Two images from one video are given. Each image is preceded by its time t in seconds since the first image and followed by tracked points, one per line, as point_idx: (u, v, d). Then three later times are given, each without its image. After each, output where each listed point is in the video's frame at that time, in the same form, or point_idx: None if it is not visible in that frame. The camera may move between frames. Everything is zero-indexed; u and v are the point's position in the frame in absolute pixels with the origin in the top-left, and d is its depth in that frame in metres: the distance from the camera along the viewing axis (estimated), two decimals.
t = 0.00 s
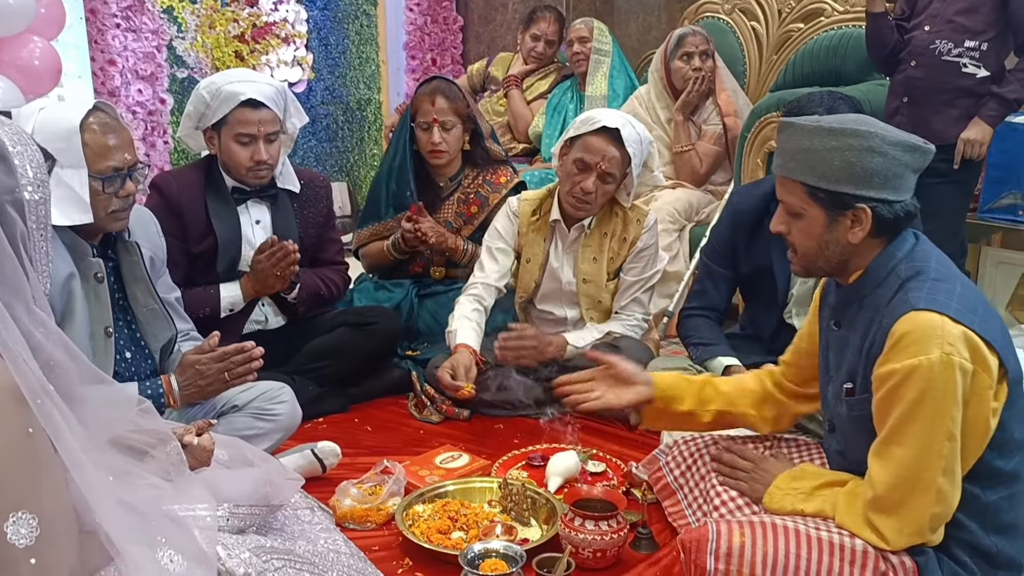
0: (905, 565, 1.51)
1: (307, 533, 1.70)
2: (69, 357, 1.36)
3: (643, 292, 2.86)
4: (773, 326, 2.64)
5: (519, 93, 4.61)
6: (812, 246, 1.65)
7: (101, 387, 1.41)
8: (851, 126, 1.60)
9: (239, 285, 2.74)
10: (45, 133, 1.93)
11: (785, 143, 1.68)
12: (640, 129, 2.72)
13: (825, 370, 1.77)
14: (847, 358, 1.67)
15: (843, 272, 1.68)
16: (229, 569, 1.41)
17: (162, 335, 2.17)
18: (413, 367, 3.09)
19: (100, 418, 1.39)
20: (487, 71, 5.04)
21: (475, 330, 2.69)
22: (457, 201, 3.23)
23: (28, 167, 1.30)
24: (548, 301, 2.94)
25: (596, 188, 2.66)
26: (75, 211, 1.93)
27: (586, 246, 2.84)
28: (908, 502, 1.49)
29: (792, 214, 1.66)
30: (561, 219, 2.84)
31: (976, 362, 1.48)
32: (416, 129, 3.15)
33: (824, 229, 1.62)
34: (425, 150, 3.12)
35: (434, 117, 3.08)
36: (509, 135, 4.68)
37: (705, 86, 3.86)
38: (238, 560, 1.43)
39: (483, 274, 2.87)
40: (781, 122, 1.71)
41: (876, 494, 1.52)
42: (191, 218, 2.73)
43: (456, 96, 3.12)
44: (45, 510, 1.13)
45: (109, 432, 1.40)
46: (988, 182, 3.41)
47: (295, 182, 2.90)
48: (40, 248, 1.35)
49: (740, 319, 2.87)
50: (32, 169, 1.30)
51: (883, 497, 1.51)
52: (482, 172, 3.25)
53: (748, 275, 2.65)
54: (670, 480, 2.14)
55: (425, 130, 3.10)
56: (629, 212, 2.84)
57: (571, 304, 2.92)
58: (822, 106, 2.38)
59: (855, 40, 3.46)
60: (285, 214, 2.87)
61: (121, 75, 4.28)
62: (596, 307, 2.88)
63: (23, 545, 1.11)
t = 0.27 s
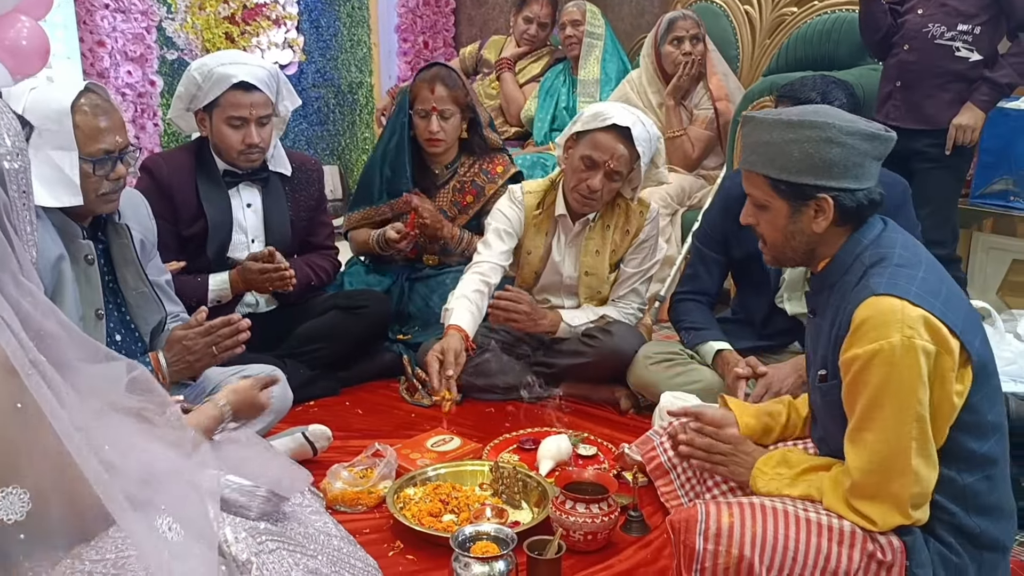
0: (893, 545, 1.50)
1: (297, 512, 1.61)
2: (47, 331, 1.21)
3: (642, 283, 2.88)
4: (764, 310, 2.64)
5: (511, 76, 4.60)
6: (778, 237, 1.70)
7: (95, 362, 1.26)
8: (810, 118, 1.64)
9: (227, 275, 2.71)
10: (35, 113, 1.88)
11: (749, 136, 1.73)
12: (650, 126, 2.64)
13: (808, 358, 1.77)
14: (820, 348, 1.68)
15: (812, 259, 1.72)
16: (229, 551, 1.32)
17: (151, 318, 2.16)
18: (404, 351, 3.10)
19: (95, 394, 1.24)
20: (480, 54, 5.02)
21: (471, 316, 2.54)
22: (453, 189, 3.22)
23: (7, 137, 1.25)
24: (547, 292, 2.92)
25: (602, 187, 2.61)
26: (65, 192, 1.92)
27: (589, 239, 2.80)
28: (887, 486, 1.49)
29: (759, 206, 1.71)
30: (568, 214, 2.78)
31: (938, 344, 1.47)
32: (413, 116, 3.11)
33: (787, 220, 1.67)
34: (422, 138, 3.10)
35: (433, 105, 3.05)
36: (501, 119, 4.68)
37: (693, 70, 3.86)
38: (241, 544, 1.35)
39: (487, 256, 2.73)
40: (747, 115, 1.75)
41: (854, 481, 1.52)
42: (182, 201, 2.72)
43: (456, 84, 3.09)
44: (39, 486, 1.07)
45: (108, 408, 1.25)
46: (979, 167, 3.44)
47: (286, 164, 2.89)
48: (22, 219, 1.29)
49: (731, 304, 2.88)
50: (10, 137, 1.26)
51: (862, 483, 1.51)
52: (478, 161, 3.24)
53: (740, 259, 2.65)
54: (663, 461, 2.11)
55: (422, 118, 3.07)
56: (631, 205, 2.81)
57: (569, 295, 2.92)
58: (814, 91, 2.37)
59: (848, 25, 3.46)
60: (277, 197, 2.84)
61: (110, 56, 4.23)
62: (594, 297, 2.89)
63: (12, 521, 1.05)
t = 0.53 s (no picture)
0: (884, 526, 1.52)
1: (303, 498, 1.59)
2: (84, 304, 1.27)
3: (641, 275, 2.91)
4: (759, 298, 2.64)
5: (508, 62, 4.59)
6: (754, 226, 1.70)
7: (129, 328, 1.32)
8: (777, 108, 1.65)
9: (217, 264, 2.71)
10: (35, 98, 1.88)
11: (719, 129, 1.74)
12: (654, 124, 2.60)
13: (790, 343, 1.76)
14: (800, 335, 1.68)
15: (789, 247, 1.71)
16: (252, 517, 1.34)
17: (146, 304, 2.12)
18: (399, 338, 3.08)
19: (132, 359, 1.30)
20: (476, 39, 4.99)
21: (472, 308, 2.44)
22: (457, 182, 3.18)
23: (22, 123, 1.24)
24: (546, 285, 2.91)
25: (605, 185, 2.59)
26: (60, 179, 1.89)
27: (589, 234, 2.79)
28: (874, 465, 1.49)
29: (732, 197, 1.72)
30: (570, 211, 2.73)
31: (913, 322, 1.47)
32: (419, 108, 3.06)
33: (762, 210, 1.67)
34: (427, 132, 3.04)
35: (440, 99, 2.99)
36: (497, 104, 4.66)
37: (687, 57, 3.85)
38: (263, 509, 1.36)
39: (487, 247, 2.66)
40: (716, 108, 1.76)
41: (841, 464, 1.53)
42: (174, 185, 2.71)
43: (465, 79, 3.02)
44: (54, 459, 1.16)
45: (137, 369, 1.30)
46: (974, 157, 3.45)
47: (280, 149, 2.86)
48: (38, 202, 1.29)
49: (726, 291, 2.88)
50: (27, 125, 1.25)
51: (848, 464, 1.52)
52: (482, 154, 3.21)
53: (735, 246, 2.64)
54: (656, 449, 2.14)
55: (428, 110, 3.02)
56: (633, 200, 2.79)
57: (569, 289, 2.92)
58: (811, 78, 2.37)
59: (845, 12, 3.44)
60: (271, 182, 2.84)
61: (104, 39, 4.22)
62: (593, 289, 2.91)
63: (27, 501, 1.15)
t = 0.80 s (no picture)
0: (876, 513, 1.52)
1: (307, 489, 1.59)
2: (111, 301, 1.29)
3: (637, 265, 2.90)
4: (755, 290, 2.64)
5: (504, 51, 4.58)
6: (725, 227, 1.71)
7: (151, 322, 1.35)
8: (741, 108, 1.66)
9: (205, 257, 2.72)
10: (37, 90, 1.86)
11: (688, 133, 1.76)
12: (650, 112, 2.57)
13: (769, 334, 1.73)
14: (777, 330, 1.67)
15: (761, 242, 1.70)
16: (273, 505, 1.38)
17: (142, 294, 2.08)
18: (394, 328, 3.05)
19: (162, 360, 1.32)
20: (472, 29, 4.96)
21: (468, 300, 2.46)
22: (462, 185, 3.15)
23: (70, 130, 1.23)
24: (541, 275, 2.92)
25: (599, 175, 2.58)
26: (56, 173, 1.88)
27: (586, 223, 2.78)
28: (863, 451, 1.50)
29: (703, 198, 1.72)
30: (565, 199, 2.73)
31: (885, 308, 1.47)
32: (428, 110, 3.03)
33: (732, 209, 1.68)
34: (435, 135, 3.01)
35: (450, 102, 2.95)
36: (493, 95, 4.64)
37: (681, 48, 3.83)
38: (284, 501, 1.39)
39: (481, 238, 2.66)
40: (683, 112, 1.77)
41: (825, 451, 1.54)
42: (165, 174, 2.70)
43: (476, 81, 2.99)
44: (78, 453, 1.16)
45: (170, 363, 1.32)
46: (971, 149, 3.45)
47: (272, 137, 2.86)
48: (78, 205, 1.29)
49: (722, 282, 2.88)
50: (73, 133, 1.23)
51: (832, 451, 1.52)
52: (488, 157, 3.15)
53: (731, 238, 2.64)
54: (651, 442, 2.13)
55: (437, 113, 2.98)
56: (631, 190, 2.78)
57: (565, 278, 2.91)
58: (807, 69, 2.35)
59: (843, 3, 3.43)
60: (262, 169, 2.83)
61: (98, 27, 4.19)
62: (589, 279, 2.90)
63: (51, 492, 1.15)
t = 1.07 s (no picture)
0: (865, 500, 1.52)
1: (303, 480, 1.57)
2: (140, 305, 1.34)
3: (632, 254, 2.88)
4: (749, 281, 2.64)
5: (498, 40, 4.55)
6: (708, 219, 1.71)
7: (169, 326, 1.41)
8: (721, 101, 1.68)
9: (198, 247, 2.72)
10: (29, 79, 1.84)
11: (668, 127, 1.77)
12: (639, 83, 2.61)
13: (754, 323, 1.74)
14: (762, 321, 1.67)
15: (743, 235, 1.70)
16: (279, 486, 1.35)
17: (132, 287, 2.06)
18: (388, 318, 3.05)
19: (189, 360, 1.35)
20: (467, 17, 4.90)
21: (470, 293, 2.60)
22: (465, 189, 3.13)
23: (119, 143, 1.29)
24: (536, 258, 2.90)
25: (593, 145, 2.58)
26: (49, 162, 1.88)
27: (582, 206, 2.78)
28: (850, 440, 1.51)
29: (686, 191, 1.74)
30: (562, 176, 2.74)
31: (866, 295, 1.48)
32: (429, 117, 2.99)
33: (714, 201, 1.69)
34: (438, 143, 2.97)
35: (453, 109, 2.92)
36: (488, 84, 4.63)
37: (675, 39, 3.82)
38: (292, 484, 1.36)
39: (476, 234, 2.79)
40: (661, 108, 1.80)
41: (811, 438, 1.54)
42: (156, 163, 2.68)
43: (480, 89, 2.95)
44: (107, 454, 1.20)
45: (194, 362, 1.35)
46: (965, 141, 3.43)
47: (263, 125, 2.86)
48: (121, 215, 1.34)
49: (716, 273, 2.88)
50: (121, 148, 1.30)
51: (818, 438, 1.53)
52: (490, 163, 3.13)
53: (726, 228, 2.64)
54: (642, 434, 2.14)
55: (440, 120, 2.95)
56: (628, 173, 2.79)
57: (559, 262, 2.89)
58: (805, 58, 2.34)
59: None
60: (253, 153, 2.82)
61: (90, 14, 4.15)
62: (585, 266, 2.89)
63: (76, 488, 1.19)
